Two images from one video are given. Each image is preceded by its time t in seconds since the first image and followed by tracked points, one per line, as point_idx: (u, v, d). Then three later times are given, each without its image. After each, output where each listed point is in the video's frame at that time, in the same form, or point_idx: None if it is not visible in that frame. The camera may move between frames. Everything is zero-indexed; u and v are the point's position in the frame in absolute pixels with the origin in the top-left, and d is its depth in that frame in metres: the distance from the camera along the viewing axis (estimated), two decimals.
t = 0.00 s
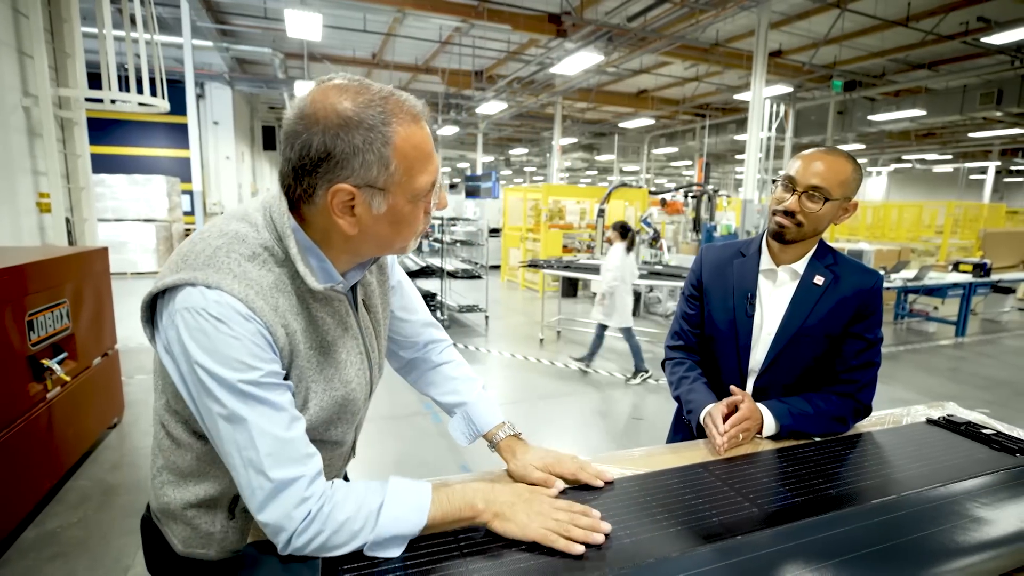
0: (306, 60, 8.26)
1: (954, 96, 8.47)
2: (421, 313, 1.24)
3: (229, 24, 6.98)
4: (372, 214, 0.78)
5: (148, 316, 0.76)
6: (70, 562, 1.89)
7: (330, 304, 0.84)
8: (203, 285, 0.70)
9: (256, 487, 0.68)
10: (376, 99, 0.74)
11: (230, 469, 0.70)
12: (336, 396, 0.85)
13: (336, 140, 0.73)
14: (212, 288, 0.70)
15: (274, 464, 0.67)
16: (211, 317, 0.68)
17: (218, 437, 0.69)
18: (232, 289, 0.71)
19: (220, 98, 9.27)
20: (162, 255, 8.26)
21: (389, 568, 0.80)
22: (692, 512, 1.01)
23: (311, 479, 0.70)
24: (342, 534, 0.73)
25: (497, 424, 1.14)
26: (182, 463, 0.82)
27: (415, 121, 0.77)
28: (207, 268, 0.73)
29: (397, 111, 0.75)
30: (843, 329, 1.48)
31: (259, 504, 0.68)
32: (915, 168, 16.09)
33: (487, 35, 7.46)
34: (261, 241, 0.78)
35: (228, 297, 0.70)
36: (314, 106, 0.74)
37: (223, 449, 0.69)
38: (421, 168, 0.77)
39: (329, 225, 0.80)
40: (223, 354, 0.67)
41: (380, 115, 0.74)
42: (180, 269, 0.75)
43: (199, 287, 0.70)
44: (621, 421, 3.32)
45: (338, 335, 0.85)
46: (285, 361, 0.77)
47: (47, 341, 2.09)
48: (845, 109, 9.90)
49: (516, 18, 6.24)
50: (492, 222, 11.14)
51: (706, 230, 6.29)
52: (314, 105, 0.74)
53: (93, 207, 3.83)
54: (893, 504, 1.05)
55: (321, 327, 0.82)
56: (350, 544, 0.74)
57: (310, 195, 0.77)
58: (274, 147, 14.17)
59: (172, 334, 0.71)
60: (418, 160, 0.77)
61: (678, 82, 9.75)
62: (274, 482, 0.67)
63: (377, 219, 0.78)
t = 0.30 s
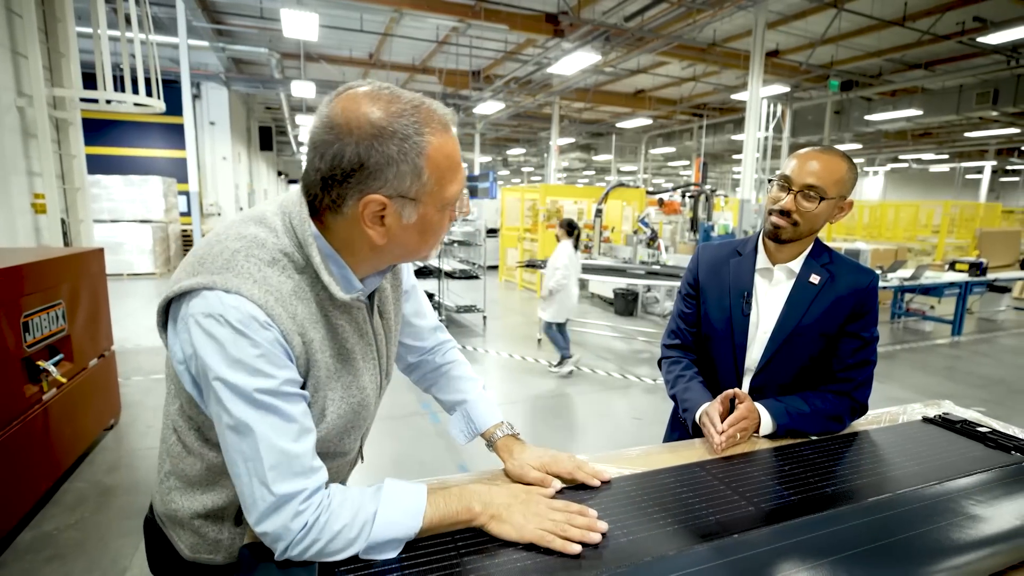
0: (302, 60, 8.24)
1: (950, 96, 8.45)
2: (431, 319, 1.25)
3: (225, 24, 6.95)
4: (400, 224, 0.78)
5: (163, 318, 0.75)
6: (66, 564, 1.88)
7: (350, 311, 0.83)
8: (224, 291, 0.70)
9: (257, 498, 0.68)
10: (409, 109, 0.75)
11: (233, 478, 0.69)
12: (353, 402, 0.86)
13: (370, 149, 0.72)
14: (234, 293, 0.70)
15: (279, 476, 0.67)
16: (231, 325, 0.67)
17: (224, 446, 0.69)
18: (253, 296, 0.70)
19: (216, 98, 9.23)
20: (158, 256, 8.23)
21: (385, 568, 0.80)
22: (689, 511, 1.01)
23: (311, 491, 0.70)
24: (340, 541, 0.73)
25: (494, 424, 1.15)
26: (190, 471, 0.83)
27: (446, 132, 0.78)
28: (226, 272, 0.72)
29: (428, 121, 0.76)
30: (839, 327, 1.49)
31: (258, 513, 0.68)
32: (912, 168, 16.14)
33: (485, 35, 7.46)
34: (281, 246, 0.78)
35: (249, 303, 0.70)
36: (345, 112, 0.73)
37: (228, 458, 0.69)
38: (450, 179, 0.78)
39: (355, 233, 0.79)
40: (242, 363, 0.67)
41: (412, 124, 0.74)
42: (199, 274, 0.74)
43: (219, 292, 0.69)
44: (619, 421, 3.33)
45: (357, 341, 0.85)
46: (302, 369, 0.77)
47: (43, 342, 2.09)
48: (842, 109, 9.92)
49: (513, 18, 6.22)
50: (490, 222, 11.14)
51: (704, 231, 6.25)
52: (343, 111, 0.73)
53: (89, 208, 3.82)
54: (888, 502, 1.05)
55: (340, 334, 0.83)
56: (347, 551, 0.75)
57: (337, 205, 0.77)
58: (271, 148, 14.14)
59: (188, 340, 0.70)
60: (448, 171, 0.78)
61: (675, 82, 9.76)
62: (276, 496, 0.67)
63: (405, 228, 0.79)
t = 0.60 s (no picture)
0: (298, 60, 8.20)
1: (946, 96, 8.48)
2: (449, 316, 1.25)
3: (220, 24, 6.90)
4: (429, 220, 0.78)
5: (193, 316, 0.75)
6: (63, 566, 1.88)
7: (378, 308, 0.84)
8: (253, 291, 0.69)
9: (260, 499, 0.68)
10: (440, 106, 0.76)
11: (241, 476, 0.69)
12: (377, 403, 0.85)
13: (404, 146, 0.73)
14: (262, 293, 0.69)
15: (284, 481, 0.67)
16: (258, 324, 0.66)
17: (238, 445, 0.68)
18: (282, 294, 0.70)
19: (212, 98, 9.18)
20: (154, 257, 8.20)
21: (381, 568, 0.80)
22: (685, 509, 1.02)
23: (309, 497, 0.70)
24: (337, 543, 0.73)
25: (494, 422, 1.16)
26: (223, 478, 0.85)
27: (475, 129, 0.78)
28: (255, 273, 0.72)
29: (459, 117, 0.77)
30: (836, 326, 1.49)
31: (260, 516, 0.68)
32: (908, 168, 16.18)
33: (482, 35, 7.43)
34: (309, 245, 0.78)
35: (278, 302, 0.69)
36: (376, 111, 0.74)
37: (238, 458, 0.69)
38: (478, 175, 0.79)
39: (384, 231, 0.79)
40: (265, 363, 0.66)
41: (442, 121, 0.75)
42: (231, 274, 0.74)
43: (248, 290, 0.69)
44: (618, 420, 3.34)
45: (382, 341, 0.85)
46: (327, 369, 0.76)
47: (37, 344, 2.08)
48: (839, 109, 9.92)
49: (510, 17, 6.19)
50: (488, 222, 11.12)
51: (701, 230, 6.28)
52: (377, 108, 0.74)
53: (84, 208, 3.80)
54: (883, 500, 1.06)
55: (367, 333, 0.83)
56: (343, 551, 0.75)
57: (367, 202, 0.77)
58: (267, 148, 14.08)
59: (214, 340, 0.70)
60: (476, 167, 0.78)
61: (673, 82, 9.75)
62: (280, 501, 0.67)
63: (433, 225, 0.79)
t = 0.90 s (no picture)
0: (296, 59, 8.14)
1: (942, 97, 8.57)
2: (441, 311, 1.26)
3: (216, 22, 6.83)
4: (404, 213, 0.78)
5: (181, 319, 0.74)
6: (57, 569, 1.87)
7: (366, 298, 0.85)
8: (239, 289, 0.68)
9: (254, 499, 0.68)
10: (411, 98, 0.75)
11: (234, 476, 0.69)
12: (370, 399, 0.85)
13: (373, 138, 0.73)
14: (249, 290, 0.68)
15: (276, 479, 0.67)
16: (245, 319, 0.65)
17: (230, 445, 0.68)
18: (270, 290, 0.69)
19: (208, 98, 9.11)
20: (150, 257, 8.13)
21: (376, 568, 0.80)
22: (681, 508, 1.02)
23: (305, 495, 0.70)
24: (331, 542, 0.73)
25: (491, 423, 1.14)
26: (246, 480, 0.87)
27: (448, 121, 0.78)
28: (241, 271, 0.72)
29: (431, 108, 0.76)
30: (831, 324, 1.50)
31: (254, 514, 0.68)
32: (904, 168, 16.27)
33: (480, 35, 7.41)
34: (293, 242, 0.78)
35: (266, 298, 0.68)
36: (347, 104, 0.74)
37: (231, 458, 0.68)
38: (452, 166, 0.78)
39: (360, 224, 0.79)
40: (254, 362, 0.65)
41: (414, 113, 0.75)
42: (218, 275, 0.73)
43: (232, 289, 0.68)
44: (616, 420, 3.35)
45: (372, 336, 0.85)
46: (321, 367, 0.75)
47: (31, 345, 2.06)
48: (836, 110, 9.99)
49: (508, 17, 6.16)
50: (486, 223, 11.10)
51: (699, 230, 6.30)
52: (347, 101, 0.74)
53: (78, 209, 3.77)
54: (878, 497, 1.07)
55: (357, 327, 0.83)
56: (337, 551, 0.75)
57: (342, 195, 0.77)
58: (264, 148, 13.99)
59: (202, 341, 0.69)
60: (450, 158, 0.78)
61: (671, 82, 9.76)
62: (274, 499, 0.67)
63: (408, 217, 0.78)
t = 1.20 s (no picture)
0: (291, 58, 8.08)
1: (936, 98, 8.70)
2: (427, 306, 1.26)
3: (210, 20, 6.77)
4: (369, 194, 0.77)
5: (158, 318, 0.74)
6: (51, 572, 1.85)
7: (341, 283, 0.85)
8: (211, 279, 0.68)
9: (252, 493, 0.67)
10: (368, 76, 0.75)
11: (228, 473, 0.68)
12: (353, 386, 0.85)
13: (332, 118, 0.73)
14: (220, 279, 0.68)
15: (273, 470, 0.66)
16: (220, 310, 0.65)
17: (220, 440, 0.67)
18: (243, 279, 0.69)
19: (202, 97, 9.03)
20: (144, 258, 8.07)
21: (370, 568, 0.80)
22: (677, 506, 1.02)
23: (308, 486, 0.69)
24: (335, 539, 0.72)
25: (483, 423, 1.14)
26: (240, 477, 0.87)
27: (408, 99, 0.77)
28: (212, 262, 0.71)
29: (389, 86, 0.76)
30: (823, 321, 1.51)
31: (254, 510, 0.67)
32: (899, 169, 16.38)
33: (478, 34, 7.38)
34: (263, 230, 0.78)
35: (239, 288, 0.68)
36: (307, 86, 0.74)
37: (223, 454, 0.67)
38: (415, 147, 0.78)
39: (326, 207, 0.79)
40: (232, 352, 0.64)
41: (373, 92, 0.74)
42: (189, 268, 0.73)
43: (203, 281, 0.68)
44: (613, 420, 3.36)
45: (349, 322, 0.85)
46: (302, 354, 0.75)
47: (22, 346, 2.04)
48: (832, 111, 10.18)
49: (505, 16, 6.13)
50: (483, 223, 11.09)
51: (697, 230, 6.32)
52: (305, 83, 0.74)
53: (70, 208, 3.73)
54: (870, 494, 1.08)
55: (333, 314, 0.83)
56: (346, 548, 0.74)
57: (307, 179, 0.77)
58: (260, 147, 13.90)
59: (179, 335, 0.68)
60: (412, 138, 0.77)
61: (668, 82, 9.77)
62: (272, 491, 0.66)
63: (374, 199, 0.78)
